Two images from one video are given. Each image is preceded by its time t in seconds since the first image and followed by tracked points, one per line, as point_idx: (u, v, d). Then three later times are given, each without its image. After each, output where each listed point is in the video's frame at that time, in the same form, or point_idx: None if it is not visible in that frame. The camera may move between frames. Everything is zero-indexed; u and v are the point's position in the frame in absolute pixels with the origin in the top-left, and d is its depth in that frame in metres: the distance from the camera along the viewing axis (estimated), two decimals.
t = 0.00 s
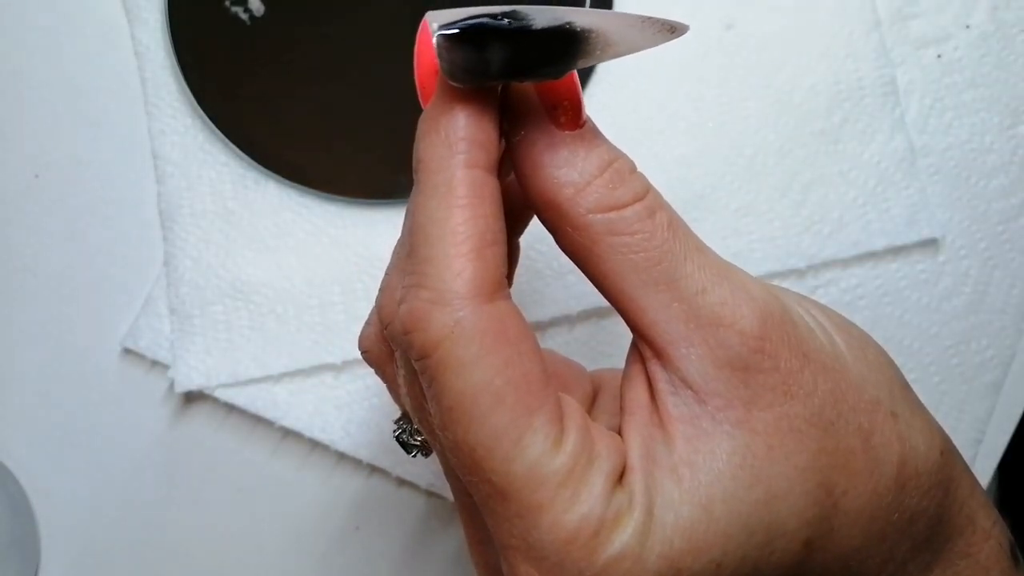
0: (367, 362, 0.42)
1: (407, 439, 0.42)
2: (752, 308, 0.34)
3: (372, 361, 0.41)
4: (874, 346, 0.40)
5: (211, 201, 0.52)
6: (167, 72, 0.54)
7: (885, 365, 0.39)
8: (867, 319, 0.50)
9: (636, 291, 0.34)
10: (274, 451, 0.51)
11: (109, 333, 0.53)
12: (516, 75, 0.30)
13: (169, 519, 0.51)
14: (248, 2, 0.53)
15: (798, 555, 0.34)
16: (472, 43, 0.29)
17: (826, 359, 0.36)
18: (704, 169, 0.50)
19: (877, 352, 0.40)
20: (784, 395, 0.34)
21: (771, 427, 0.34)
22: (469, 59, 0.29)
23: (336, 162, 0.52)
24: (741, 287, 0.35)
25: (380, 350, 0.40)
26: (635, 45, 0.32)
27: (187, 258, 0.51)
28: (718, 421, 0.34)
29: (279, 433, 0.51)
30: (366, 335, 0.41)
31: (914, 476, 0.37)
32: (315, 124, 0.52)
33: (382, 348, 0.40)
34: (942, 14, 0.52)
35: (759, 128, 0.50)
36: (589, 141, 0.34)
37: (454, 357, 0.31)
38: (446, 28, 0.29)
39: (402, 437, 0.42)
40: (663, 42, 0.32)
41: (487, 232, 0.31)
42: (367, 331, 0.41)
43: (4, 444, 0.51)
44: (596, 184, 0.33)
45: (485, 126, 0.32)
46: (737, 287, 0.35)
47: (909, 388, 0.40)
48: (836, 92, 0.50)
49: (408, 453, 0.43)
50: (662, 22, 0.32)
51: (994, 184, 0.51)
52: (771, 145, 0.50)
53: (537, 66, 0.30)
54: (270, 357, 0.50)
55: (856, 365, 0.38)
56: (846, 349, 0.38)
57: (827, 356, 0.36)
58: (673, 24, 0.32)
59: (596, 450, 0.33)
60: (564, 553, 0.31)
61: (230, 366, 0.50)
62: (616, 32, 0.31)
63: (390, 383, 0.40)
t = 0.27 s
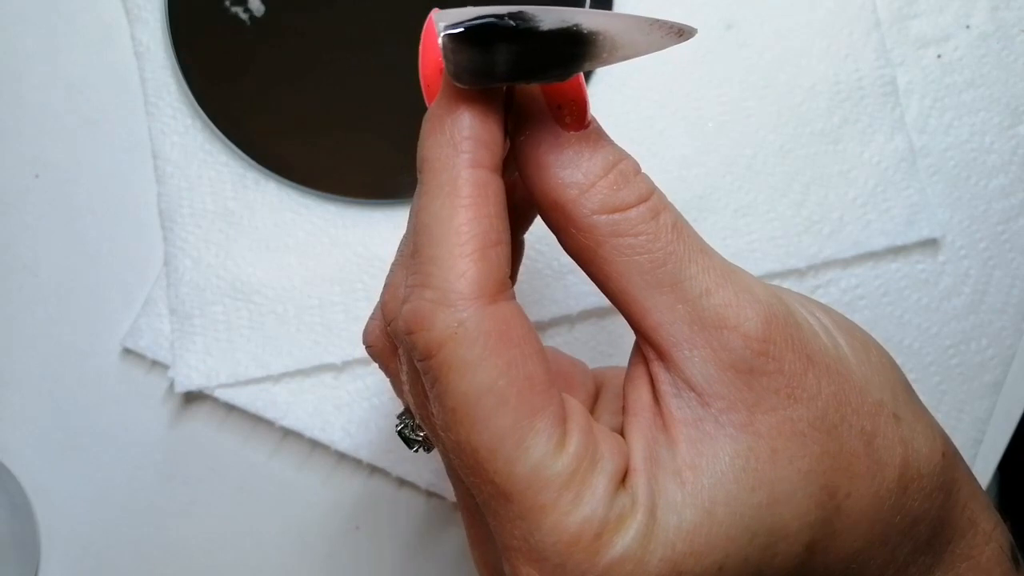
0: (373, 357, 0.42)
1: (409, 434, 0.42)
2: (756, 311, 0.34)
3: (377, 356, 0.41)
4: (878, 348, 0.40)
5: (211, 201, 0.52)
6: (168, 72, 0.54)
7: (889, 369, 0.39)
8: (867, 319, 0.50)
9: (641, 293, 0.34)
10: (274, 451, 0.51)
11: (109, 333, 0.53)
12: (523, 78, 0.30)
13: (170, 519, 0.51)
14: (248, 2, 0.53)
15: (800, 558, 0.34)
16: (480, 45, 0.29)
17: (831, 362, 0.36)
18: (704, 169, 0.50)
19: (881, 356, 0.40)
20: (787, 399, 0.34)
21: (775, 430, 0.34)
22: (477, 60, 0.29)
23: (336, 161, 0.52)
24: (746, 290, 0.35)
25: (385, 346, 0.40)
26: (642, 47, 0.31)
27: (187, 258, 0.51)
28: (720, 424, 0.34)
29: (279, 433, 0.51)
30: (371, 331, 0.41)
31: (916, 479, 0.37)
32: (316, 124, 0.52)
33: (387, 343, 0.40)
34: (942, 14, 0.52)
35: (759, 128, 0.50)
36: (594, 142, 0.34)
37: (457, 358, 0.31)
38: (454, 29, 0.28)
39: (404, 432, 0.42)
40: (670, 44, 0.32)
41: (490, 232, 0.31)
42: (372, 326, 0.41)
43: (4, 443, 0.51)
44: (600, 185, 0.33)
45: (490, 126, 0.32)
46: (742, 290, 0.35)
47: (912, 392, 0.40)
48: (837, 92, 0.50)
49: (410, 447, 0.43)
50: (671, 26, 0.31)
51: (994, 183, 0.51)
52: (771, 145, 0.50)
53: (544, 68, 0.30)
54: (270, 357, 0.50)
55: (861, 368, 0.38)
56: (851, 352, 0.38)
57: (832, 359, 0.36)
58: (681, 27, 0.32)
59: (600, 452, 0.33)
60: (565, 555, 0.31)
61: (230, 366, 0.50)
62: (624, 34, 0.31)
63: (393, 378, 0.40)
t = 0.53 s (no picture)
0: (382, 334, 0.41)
1: (418, 411, 0.42)
2: (778, 304, 0.34)
3: (386, 331, 0.40)
4: (891, 343, 0.40)
5: (211, 201, 0.52)
6: (168, 72, 0.54)
7: (904, 365, 0.39)
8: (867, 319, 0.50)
9: (661, 282, 0.34)
10: (274, 451, 0.51)
11: (110, 333, 0.53)
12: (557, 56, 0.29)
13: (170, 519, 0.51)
14: (248, 2, 0.53)
15: (813, 551, 0.34)
16: (515, 19, 0.29)
17: (849, 356, 0.36)
18: (704, 169, 0.50)
19: (896, 352, 0.40)
20: (806, 391, 0.34)
21: (795, 422, 0.34)
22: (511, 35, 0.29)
23: (337, 161, 0.52)
24: (768, 282, 0.35)
25: (395, 323, 0.39)
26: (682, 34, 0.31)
27: (187, 258, 0.51)
28: (741, 415, 0.33)
29: (279, 433, 0.51)
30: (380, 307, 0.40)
31: (927, 475, 0.37)
32: (316, 124, 0.52)
33: (398, 320, 0.39)
34: (945, 11, 0.50)
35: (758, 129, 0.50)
36: (620, 126, 0.34)
37: (482, 339, 0.30)
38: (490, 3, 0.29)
39: (412, 409, 0.42)
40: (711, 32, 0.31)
41: (518, 213, 0.31)
42: (382, 302, 0.40)
43: (5, 443, 0.52)
44: (626, 169, 0.33)
45: (522, 106, 0.32)
46: (764, 282, 0.34)
47: (924, 390, 0.40)
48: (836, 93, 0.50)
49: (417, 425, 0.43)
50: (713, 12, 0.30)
51: (994, 184, 0.50)
52: (771, 145, 0.50)
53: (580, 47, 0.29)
54: (270, 357, 0.50)
55: (877, 363, 0.38)
56: (869, 348, 0.38)
57: (849, 353, 0.36)
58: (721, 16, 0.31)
59: (620, 440, 0.32)
60: (583, 541, 0.31)
61: (230, 366, 0.50)
62: (663, 19, 0.30)
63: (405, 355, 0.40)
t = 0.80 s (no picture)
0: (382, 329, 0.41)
1: (418, 410, 0.42)
2: (775, 305, 0.34)
3: (387, 330, 0.40)
4: (888, 343, 0.40)
5: (211, 202, 0.52)
6: (168, 72, 0.54)
7: (900, 365, 0.40)
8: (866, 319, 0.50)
9: (659, 283, 0.33)
10: (274, 452, 0.51)
11: (110, 333, 0.53)
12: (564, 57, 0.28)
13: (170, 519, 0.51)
14: (248, 2, 0.53)
15: (810, 551, 0.34)
16: (517, 20, 0.28)
17: (846, 356, 0.36)
18: (704, 170, 0.50)
19: (893, 351, 0.40)
20: (803, 392, 0.34)
21: (791, 423, 0.34)
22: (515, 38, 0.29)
23: (336, 161, 0.51)
24: (765, 283, 0.35)
25: (397, 320, 0.39)
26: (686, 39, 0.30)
27: (187, 258, 0.51)
28: (737, 416, 0.34)
29: (279, 433, 0.51)
30: (382, 305, 0.40)
31: (925, 475, 0.37)
32: (316, 124, 0.52)
33: (399, 318, 0.39)
34: (944, 11, 0.49)
35: (758, 129, 0.50)
36: (620, 128, 0.33)
37: (480, 340, 0.30)
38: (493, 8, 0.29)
39: (413, 408, 0.42)
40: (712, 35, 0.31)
41: (519, 215, 0.31)
42: (383, 300, 0.40)
43: (5, 444, 0.52)
44: (624, 172, 0.32)
45: (522, 107, 0.31)
46: (762, 282, 0.34)
47: (920, 389, 0.41)
48: (836, 93, 0.50)
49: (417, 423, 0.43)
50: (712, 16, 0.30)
51: (993, 185, 0.49)
52: (771, 146, 0.50)
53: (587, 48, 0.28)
54: (270, 357, 0.50)
55: (874, 364, 0.38)
56: (865, 348, 0.39)
57: (846, 353, 0.36)
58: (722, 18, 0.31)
59: (618, 440, 0.32)
60: (580, 542, 0.31)
61: (230, 366, 0.50)
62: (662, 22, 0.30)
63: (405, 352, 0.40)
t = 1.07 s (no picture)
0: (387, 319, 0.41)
1: (421, 397, 0.42)
2: (781, 296, 0.34)
3: (390, 316, 0.40)
4: (892, 338, 0.40)
5: (211, 201, 0.52)
6: (168, 72, 0.54)
7: (904, 359, 0.40)
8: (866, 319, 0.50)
9: (666, 273, 0.33)
10: (274, 451, 0.51)
11: (110, 333, 0.53)
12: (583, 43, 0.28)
13: (170, 518, 0.51)
14: (248, 2, 0.53)
15: (813, 545, 0.34)
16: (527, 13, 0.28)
17: (850, 350, 0.36)
18: (704, 169, 0.50)
19: (897, 347, 0.40)
20: (808, 383, 0.34)
21: (796, 415, 0.34)
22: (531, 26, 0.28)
23: (337, 161, 0.51)
24: (772, 274, 0.35)
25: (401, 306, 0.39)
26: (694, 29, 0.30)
27: (187, 258, 0.51)
28: (742, 407, 0.34)
29: (279, 433, 0.51)
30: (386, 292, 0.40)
31: (927, 470, 0.37)
32: (316, 124, 0.52)
33: (403, 304, 0.39)
34: (945, 11, 0.49)
35: (758, 128, 0.50)
36: (630, 116, 0.33)
37: (485, 327, 0.30)
38: None
39: (416, 395, 0.42)
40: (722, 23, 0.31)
41: (525, 200, 0.31)
42: (387, 286, 0.39)
43: (5, 443, 0.52)
44: (633, 160, 0.32)
45: (531, 92, 0.31)
46: (768, 274, 0.34)
47: (924, 385, 0.41)
48: (836, 93, 0.49)
49: (419, 410, 0.43)
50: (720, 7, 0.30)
51: (993, 185, 0.49)
52: (771, 146, 0.50)
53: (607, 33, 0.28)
54: (270, 357, 0.50)
55: (879, 358, 0.38)
56: (869, 341, 0.39)
57: (851, 347, 0.36)
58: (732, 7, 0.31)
59: (623, 430, 0.32)
60: (583, 530, 0.32)
61: (230, 366, 0.50)
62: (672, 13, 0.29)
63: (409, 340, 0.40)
